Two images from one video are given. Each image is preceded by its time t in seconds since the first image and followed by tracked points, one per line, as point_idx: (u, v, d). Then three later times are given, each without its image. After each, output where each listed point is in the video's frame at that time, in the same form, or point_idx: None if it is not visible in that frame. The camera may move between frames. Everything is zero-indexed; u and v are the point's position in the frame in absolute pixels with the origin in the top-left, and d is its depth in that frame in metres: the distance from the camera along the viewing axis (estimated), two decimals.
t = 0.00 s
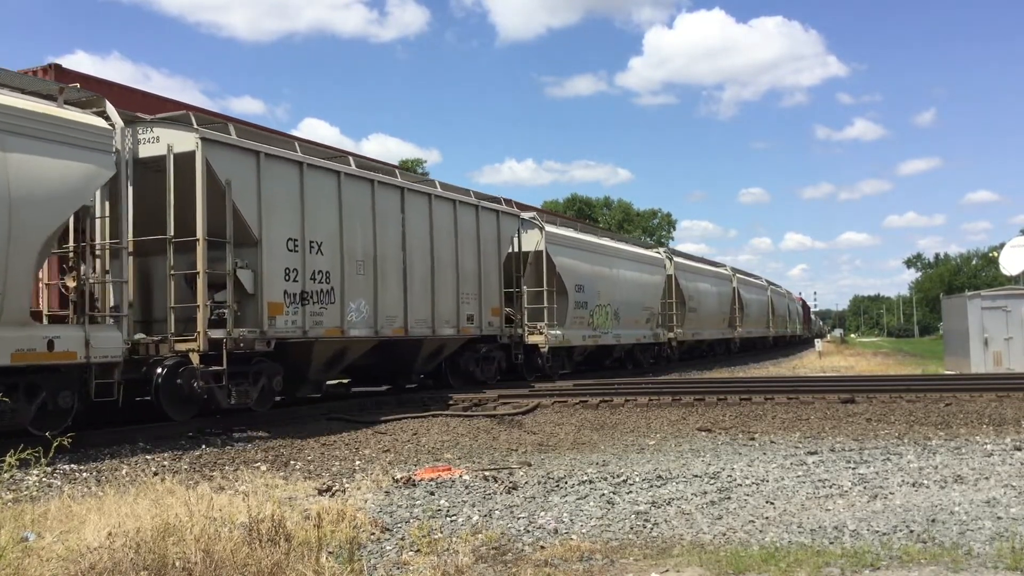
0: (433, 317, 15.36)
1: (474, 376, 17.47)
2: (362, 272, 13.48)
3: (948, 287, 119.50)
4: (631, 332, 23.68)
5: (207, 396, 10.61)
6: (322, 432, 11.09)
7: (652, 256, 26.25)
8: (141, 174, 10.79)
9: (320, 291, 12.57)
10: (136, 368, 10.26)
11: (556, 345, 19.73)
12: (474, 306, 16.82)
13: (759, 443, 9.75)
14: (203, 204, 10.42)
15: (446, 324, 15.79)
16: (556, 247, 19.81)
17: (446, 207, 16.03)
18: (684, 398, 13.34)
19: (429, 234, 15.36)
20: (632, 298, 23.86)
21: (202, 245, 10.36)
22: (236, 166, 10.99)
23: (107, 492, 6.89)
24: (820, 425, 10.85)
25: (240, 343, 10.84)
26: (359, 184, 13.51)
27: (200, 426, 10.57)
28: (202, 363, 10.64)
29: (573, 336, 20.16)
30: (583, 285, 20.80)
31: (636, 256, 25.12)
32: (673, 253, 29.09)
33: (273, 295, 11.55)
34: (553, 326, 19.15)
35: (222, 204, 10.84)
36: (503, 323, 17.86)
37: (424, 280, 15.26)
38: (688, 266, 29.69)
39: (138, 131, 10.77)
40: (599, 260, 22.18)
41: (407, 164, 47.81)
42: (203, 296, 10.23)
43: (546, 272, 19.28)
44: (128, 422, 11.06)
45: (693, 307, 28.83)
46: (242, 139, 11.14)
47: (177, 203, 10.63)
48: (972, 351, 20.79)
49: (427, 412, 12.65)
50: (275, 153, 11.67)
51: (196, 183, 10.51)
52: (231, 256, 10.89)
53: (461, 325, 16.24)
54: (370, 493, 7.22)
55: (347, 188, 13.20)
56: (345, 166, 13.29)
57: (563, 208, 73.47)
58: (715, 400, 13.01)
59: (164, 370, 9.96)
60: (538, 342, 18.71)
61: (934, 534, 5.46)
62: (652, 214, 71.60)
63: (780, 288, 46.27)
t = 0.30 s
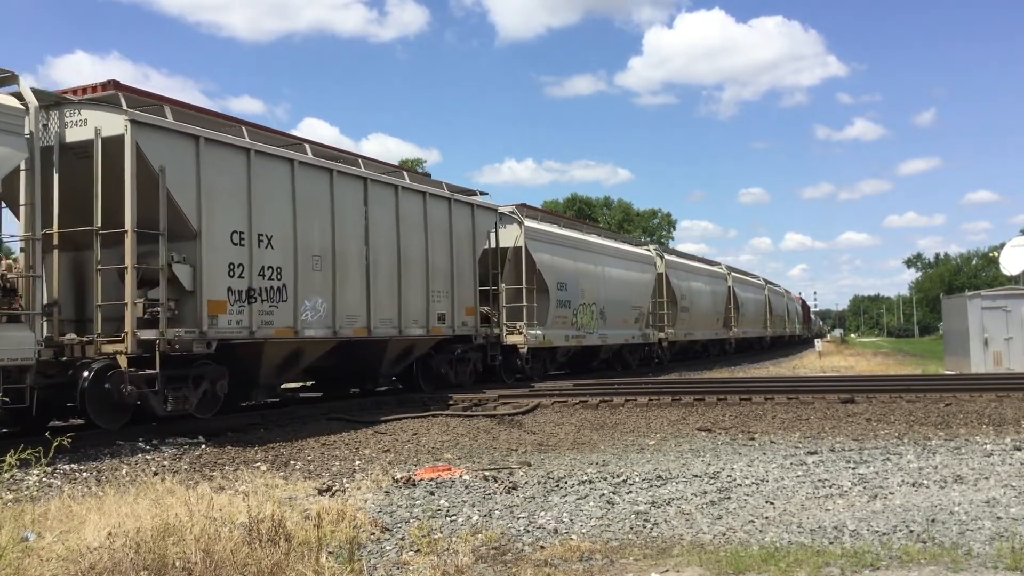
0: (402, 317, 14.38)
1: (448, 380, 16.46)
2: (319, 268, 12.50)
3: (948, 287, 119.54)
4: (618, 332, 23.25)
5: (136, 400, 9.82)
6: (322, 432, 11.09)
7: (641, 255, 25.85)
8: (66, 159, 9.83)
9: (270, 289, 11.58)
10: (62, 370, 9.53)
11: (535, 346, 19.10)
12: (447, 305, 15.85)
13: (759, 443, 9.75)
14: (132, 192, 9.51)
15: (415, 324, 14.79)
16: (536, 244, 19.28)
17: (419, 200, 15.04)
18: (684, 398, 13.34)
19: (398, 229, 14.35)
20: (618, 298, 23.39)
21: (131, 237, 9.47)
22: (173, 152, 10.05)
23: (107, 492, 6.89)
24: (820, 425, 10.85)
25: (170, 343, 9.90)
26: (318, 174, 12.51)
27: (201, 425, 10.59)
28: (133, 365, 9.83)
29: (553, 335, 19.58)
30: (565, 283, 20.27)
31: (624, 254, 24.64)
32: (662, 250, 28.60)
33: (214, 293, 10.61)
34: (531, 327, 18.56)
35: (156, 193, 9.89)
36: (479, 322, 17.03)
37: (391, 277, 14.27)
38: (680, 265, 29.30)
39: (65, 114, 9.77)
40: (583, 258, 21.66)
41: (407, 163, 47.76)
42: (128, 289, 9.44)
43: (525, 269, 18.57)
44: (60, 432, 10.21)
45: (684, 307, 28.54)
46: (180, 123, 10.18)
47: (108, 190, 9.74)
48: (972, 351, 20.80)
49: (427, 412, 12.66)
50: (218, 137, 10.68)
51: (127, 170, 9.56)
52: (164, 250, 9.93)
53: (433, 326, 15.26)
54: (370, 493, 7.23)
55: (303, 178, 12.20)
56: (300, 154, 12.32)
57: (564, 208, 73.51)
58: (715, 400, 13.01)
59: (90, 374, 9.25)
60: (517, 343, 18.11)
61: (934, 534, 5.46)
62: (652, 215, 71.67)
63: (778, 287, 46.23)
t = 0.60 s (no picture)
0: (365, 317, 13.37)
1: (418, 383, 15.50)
2: (269, 264, 11.46)
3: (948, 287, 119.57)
4: (603, 332, 22.59)
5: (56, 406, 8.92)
6: (322, 432, 11.09)
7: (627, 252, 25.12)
8: None
9: (212, 287, 10.56)
10: None
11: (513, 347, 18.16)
12: (417, 305, 14.83)
13: (759, 443, 9.74)
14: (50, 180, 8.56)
15: (381, 324, 13.78)
16: (515, 238, 18.45)
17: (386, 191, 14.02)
18: (684, 398, 13.33)
19: (361, 222, 13.33)
20: (603, 296, 22.66)
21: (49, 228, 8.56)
22: (99, 137, 9.06)
23: (107, 493, 6.88)
24: (820, 425, 10.85)
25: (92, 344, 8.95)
26: (269, 163, 11.50)
27: (200, 425, 10.58)
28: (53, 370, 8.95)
29: (533, 336, 18.70)
30: (547, 280, 19.40)
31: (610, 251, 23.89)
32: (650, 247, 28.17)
33: (146, 290, 9.63)
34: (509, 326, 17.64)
35: (79, 182, 8.93)
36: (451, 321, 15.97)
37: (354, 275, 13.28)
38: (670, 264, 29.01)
39: None
40: (566, 254, 20.84)
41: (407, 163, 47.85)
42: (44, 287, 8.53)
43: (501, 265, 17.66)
44: None
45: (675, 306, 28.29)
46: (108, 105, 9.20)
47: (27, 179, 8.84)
48: (972, 351, 20.81)
49: (427, 412, 12.64)
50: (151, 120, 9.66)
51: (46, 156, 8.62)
52: (87, 244, 8.96)
53: (401, 327, 14.26)
54: (370, 493, 7.22)
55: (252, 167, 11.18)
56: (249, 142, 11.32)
57: (564, 208, 73.54)
58: (715, 400, 13.00)
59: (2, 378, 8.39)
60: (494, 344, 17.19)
61: (934, 534, 5.46)
62: (652, 215, 71.72)
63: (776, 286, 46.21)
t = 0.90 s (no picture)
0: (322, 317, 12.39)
1: (385, 386, 14.57)
2: (210, 259, 10.46)
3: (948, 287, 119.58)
4: (586, 332, 22.27)
5: None
6: (321, 431, 11.09)
7: (613, 250, 24.74)
8: None
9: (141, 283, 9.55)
10: None
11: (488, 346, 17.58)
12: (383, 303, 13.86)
13: (758, 443, 9.74)
14: None
15: (340, 324, 12.77)
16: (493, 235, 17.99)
17: (346, 182, 13.01)
18: (684, 398, 13.32)
19: (318, 214, 12.33)
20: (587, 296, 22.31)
21: None
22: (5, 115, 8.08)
23: (107, 492, 6.88)
24: (820, 425, 10.85)
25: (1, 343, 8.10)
26: (211, 149, 10.51)
27: (200, 425, 10.57)
28: None
29: (510, 335, 18.25)
30: (526, 278, 18.97)
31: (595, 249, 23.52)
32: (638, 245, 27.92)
33: (63, 285, 8.66)
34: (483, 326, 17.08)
35: None
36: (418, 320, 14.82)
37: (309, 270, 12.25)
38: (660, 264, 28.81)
39: None
40: (547, 252, 20.42)
41: (407, 163, 47.93)
42: None
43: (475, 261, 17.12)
44: None
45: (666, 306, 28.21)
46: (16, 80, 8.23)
47: None
48: (972, 351, 20.81)
49: (427, 412, 12.64)
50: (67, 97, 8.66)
51: None
52: None
53: (364, 327, 13.29)
54: (370, 493, 7.22)
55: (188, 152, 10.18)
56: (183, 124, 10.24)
57: (564, 208, 73.55)
58: (715, 400, 12.99)
59: None
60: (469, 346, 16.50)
61: (934, 533, 5.46)
62: (653, 215, 71.72)
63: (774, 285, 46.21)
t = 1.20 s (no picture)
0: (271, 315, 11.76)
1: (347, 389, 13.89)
2: (141, 252, 9.75)
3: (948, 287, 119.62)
4: (569, 331, 22.26)
5: None
6: (321, 431, 11.07)
7: (600, 249, 24.72)
8: None
9: (57, 277, 8.77)
10: None
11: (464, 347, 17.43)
12: (340, 301, 13.22)
13: (758, 443, 9.74)
14: None
15: (289, 322, 12.09)
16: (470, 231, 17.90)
17: (298, 171, 12.35)
18: (684, 398, 13.31)
19: (265, 205, 11.66)
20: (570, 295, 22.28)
21: None
22: None
23: (107, 492, 6.87)
24: (820, 425, 10.85)
25: None
26: (143, 134, 9.80)
27: (199, 425, 10.56)
28: None
29: (484, 334, 18.17)
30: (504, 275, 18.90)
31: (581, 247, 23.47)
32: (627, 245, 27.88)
33: None
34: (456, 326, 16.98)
35: None
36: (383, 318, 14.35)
37: (254, 263, 11.56)
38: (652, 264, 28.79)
39: None
40: (529, 249, 20.36)
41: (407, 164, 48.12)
42: None
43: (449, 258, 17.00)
44: None
45: (656, 305, 28.24)
46: None
47: None
48: (972, 351, 20.82)
49: (426, 412, 12.62)
50: None
51: None
52: None
53: (320, 326, 12.64)
54: (370, 493, 7.21)
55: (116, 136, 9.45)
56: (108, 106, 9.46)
57: (564, 208, 73.58)
58: (715, 400, 12.99)
59: None
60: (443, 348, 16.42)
61: (934, 533, 5.46)
62: (653, 215, 71.77)
63: (773, 284, 46.19)
